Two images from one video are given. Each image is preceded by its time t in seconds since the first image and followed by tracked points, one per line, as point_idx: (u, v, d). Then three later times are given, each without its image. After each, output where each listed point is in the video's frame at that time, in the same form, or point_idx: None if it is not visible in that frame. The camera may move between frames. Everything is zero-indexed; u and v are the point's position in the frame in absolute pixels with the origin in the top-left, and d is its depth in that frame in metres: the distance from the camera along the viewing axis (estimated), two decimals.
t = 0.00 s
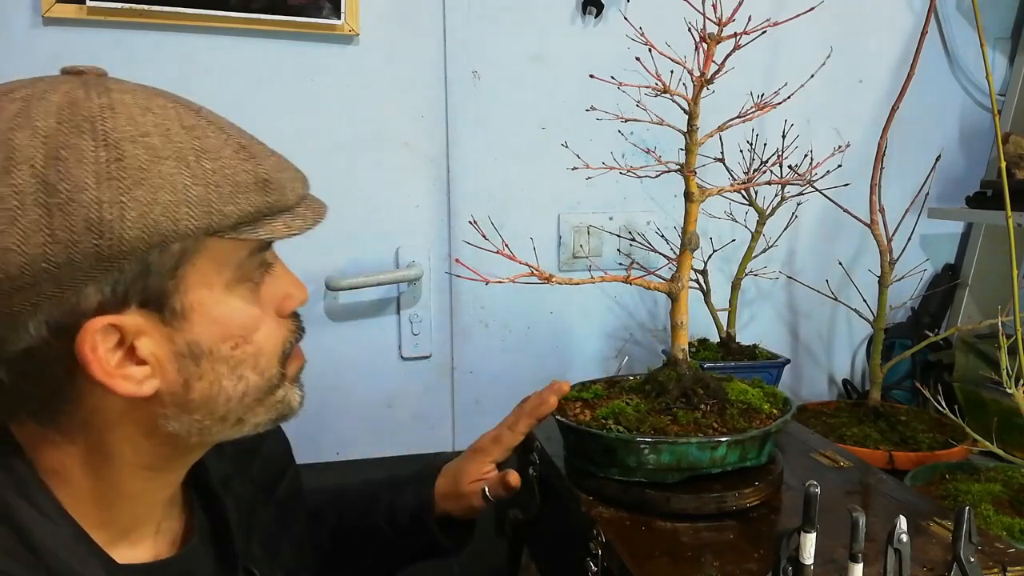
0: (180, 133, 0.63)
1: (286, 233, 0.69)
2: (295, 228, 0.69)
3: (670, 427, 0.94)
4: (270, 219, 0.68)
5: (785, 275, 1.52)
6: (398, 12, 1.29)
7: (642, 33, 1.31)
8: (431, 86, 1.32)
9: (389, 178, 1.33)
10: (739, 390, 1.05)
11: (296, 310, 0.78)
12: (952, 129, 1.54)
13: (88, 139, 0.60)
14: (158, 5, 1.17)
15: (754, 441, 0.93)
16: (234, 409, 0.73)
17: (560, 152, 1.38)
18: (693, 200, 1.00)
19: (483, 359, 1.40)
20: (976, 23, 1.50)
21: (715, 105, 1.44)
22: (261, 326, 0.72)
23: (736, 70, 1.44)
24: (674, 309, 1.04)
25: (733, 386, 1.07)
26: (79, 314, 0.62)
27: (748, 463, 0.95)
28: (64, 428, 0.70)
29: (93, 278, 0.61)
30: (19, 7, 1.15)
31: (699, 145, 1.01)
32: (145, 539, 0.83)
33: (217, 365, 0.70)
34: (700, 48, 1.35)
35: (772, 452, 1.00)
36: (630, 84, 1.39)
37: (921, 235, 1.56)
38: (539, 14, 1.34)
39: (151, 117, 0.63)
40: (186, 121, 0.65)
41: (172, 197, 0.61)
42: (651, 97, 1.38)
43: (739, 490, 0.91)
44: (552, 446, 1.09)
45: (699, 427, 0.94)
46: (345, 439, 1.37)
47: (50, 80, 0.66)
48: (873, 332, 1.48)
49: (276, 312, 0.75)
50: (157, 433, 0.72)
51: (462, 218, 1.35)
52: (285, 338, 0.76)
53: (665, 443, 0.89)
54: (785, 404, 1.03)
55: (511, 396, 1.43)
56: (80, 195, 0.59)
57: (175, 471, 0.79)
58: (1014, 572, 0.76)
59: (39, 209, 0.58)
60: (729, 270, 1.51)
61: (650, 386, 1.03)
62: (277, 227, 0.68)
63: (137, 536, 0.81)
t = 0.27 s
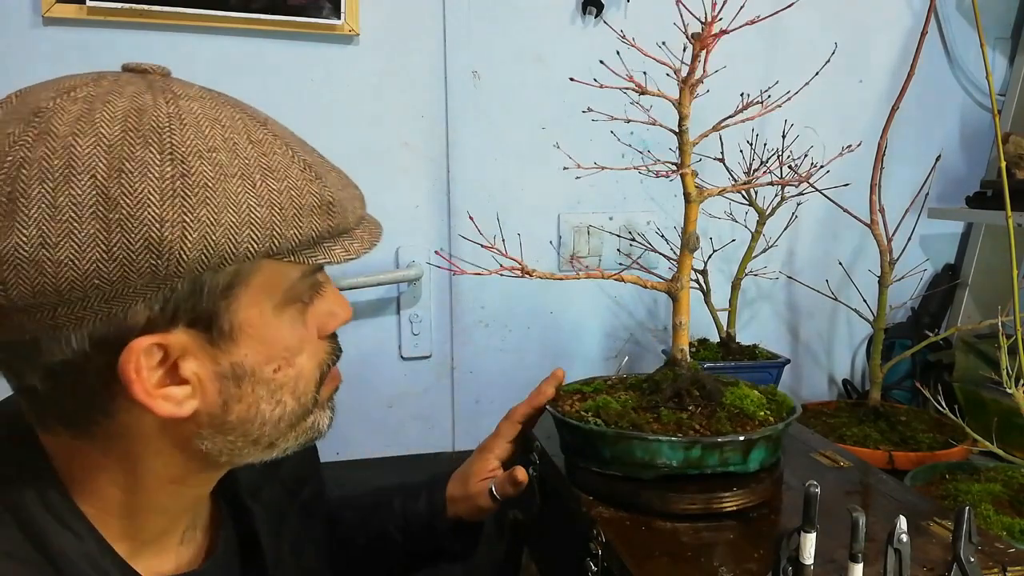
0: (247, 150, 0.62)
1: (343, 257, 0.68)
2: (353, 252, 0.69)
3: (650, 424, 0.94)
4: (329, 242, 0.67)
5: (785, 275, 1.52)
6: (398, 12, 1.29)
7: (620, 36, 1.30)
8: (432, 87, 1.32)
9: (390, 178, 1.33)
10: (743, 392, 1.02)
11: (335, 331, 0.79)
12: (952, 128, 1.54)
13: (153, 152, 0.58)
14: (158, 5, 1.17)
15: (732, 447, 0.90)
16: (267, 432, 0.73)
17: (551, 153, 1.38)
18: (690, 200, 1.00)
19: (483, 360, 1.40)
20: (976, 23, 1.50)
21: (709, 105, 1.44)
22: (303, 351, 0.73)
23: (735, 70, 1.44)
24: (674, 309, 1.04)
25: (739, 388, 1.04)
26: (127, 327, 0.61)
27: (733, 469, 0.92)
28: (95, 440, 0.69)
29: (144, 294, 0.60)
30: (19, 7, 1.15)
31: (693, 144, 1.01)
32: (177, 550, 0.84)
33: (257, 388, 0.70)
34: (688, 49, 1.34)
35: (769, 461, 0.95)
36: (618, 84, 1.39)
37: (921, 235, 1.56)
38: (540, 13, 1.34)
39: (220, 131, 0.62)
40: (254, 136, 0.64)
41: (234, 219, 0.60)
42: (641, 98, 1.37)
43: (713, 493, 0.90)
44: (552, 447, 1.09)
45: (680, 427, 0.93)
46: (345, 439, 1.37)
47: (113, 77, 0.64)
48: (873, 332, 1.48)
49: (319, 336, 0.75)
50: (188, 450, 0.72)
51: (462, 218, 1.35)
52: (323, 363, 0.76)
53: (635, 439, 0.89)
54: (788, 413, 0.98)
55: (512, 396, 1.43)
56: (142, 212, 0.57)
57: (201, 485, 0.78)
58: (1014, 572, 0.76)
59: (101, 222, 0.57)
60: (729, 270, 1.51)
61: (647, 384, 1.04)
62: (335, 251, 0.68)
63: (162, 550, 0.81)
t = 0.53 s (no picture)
0: (222, 137, 0.61)
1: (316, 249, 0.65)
2: (327, 245, 0.66)
3: (641, 422, 0.95)
4: (302, 234, 0.65)
5: (785, 275, 1.53)
6: (399, 12, 1.29)
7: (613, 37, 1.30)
8: (432, 87, 1.32)
9: (390, 178, 1.33)
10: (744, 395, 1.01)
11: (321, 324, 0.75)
12: (952, 128, 1.54)
13: (125, 133, 0.58)
14: (158, 6, 1.17)
15: (721, 449, 0.89)
16: (236, 418, 0.71)
17: (550, 153, 1.38)
18: (689, 200, 1.00)
19: (483, 359, 1.40)
20: (976, 23, 1.50)
21: (705, 105, 1.44)
22: (279, 339, 0.70)
23: (734, 70, 1.44)
24: (675, 309, 1.04)
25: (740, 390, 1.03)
26: (95, 302, 0.61)
27: (725, 471, 0.91)
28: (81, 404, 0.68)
29: (110, 272, 0.59)
30: (19, 7, 1.15)
31: (690, 142, 1.01)
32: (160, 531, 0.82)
33: (226, 372, 0.68)
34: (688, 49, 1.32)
35: (764, 466, 0.94)
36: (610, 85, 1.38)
37: (921, 235, 1.56)
38: (540, 14, 1.34)
39: (196, 117, 0.61)
40: (232, 123, 0.62)
41: (200, 202, 0.59)
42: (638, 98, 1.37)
43: (698, 493, 0.91)
44: (552, 447, 1.09)
45: (672, 426, 0.93)
46: (345, 439, 1.37)
47: (110, 63, 0.64)
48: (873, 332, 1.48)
49: (300, 327, 0.72)
50: (159, 430, 0.70)
51: (462, 218, 1.35)
52: (302, 355, 0.73)
53: (623, 436, 0.90)
54: (787, 417, 0.97)
55: (512, 396, 1.43)
56: (107, 190, 0.57)
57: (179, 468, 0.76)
58: (1014, 572, 0.76)
59: (69, 198, 0.57)
60: (729, 270, 1.51)
61: (648, 384, 1.05)
62: (308, 242, 0.65)
63: (140, 532, 0.79)
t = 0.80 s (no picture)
0: (200, 115, 0.65)
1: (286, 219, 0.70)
2: (297, 216, 0.70)
3: (638, 422, 0.95)
4: (273, 204, 0.69)
5: (785, 275, 1.53)
6: (398, 12, 1.29)
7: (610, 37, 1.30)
8: (431, 87, 1.32)
9: (389, 177, 1.33)
10: (744, 397, 1.01)
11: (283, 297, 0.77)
12: (952, 129, 1.54)
13: (114, 111, 0.61)
14: (158, 6, 1.17)
15: (716, 450, 0.89)
16: (216, 381, 0.71)
17: (550, 153, 1.38)
18: (689, 200, 1.00)
19: (483, 359, 1.40)
20: (976, 23, 1.50)
21: (704, 106, 1.44)
22: (252, 305, 0.72)
23: (734, 70, 1.44)
24: (675, 309, 1.04)
25: (740, 391, 1.03)
26: (86, 272, 0.62)
27: (720, 471, 0.91)
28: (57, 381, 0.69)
29: (102, 240, 0.61)
30: (19, 7, 1.15)
31: (688, 143, 1.01)
32: (141, 503, 0.82)
33: (207, 336, 0.69)
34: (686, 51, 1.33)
35: (761, 467, 0.94)
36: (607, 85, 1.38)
37: (921, 235, 1.56)
38: (540, 14, 1.34)
39: (175, 97, 0.64)
40: (206, 105, 0.66)
41: (186, 172, 0.62)
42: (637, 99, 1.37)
43: (692, 493, 0.91)
44: (552, 447, 1.09)
45: (667, 426, 0.93)
46: (344, 439, 1.37)
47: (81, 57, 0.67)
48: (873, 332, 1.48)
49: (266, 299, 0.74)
50: (138, 400, 0.70)
51: (462, 218, 1.35)
52: (270, 325, 0.75)
53: (618, 436, 0.90)
54: (785, 419, 0.97)
55: (512, 395, 1.43)
56: (102, 162, 0.60)
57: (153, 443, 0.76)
58: (1014, 572, 0.76)
59: (61, 169, 0.59)
60: (729, 270, 1.51)
61: (647, 383, 1.04)
62: (280, 212, 0.69)
63: (119, 507, 0.78)
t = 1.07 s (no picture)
0: (143, 102, 0.69)
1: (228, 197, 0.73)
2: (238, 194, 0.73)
3: (637, 422, 0.95)
4: (216, 183, 0.72)
5: (785, 275, 1.53)
6: (398, 12, 1.29)
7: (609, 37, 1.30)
8: (431, 87, 1.32)
9: (389, 177, 1.33)
10: (744, 397, 1.01)
11: (245, 277, 0.80)
12: (952, 129, 1.54)
13: (58, 99, 0.66)
14: (158, 5, 1.17)
15: (716, 449, 0.89)
16: (172, 354, 0.74)
17: (550, 153, 1.38)
18: (689, 200, 1.00)
19: (483, 359, 1.40)
20: (976, 24, 1.50)
21: (703, 106, 1.44)
22: (205, 281, 0.75)
23: (734, 70, 1.44)
24: (675, 310, 1.04)
25: (740, 392, 1.03)
26: (38, 247, 0.68)
27: (721, 472, 0.91)
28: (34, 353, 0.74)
29: (51, 216, 0.67)
30: (19, 7, 1.15)
31: (688, 143, 1.01)
32: (120, 474, 0.84)
33: (159, 310, 0.72)
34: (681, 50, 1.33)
35: (760, 467, 0.93)
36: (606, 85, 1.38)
37: (921, 235, 1.56)
38: (540, 13, 1.34)
39: (120, 86, 0.69)
40: (152, 93, 0.71)
41: (123, 151, 0.66)
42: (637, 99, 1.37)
43: (692, 493, 0.91)
44: (552, 447, 1.09)
45: (667, 427, 0.93)
46: (344, 439, 1.37)
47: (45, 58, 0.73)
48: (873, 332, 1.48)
49: (227, 278, 0.78)
50: (102, 370, 0.74)
51: (462, 218, 1.35)
52: (230, 301, 0.78)
53: (617, 435, 0.90)
54: (785, 419, 0.97)
55: (512, 395, 1.43)
56: (43, 143, 0.65)
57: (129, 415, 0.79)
58: (1014, 572, 0.76)
59: (9, 151, 0.65)
60: (730, 270, 1.51)
61: (647, 384, 1.04)
62: (221, 190, 0.72)
63: (99, 477, 0.81)
